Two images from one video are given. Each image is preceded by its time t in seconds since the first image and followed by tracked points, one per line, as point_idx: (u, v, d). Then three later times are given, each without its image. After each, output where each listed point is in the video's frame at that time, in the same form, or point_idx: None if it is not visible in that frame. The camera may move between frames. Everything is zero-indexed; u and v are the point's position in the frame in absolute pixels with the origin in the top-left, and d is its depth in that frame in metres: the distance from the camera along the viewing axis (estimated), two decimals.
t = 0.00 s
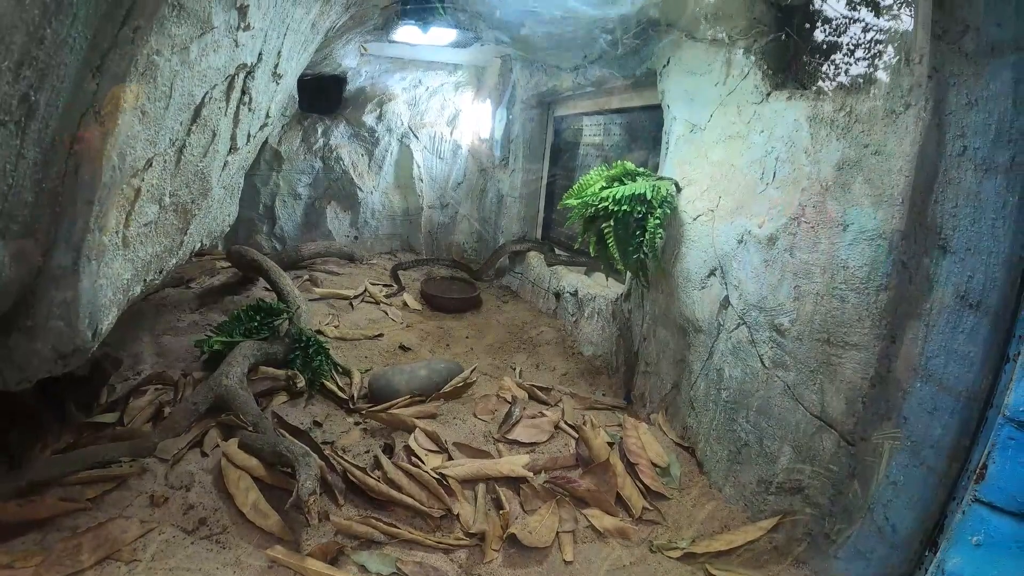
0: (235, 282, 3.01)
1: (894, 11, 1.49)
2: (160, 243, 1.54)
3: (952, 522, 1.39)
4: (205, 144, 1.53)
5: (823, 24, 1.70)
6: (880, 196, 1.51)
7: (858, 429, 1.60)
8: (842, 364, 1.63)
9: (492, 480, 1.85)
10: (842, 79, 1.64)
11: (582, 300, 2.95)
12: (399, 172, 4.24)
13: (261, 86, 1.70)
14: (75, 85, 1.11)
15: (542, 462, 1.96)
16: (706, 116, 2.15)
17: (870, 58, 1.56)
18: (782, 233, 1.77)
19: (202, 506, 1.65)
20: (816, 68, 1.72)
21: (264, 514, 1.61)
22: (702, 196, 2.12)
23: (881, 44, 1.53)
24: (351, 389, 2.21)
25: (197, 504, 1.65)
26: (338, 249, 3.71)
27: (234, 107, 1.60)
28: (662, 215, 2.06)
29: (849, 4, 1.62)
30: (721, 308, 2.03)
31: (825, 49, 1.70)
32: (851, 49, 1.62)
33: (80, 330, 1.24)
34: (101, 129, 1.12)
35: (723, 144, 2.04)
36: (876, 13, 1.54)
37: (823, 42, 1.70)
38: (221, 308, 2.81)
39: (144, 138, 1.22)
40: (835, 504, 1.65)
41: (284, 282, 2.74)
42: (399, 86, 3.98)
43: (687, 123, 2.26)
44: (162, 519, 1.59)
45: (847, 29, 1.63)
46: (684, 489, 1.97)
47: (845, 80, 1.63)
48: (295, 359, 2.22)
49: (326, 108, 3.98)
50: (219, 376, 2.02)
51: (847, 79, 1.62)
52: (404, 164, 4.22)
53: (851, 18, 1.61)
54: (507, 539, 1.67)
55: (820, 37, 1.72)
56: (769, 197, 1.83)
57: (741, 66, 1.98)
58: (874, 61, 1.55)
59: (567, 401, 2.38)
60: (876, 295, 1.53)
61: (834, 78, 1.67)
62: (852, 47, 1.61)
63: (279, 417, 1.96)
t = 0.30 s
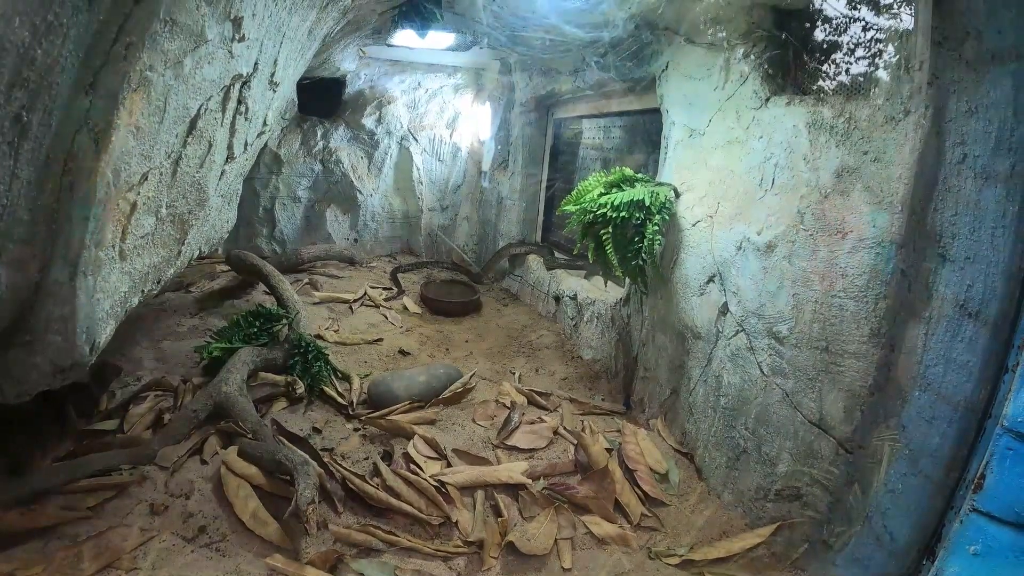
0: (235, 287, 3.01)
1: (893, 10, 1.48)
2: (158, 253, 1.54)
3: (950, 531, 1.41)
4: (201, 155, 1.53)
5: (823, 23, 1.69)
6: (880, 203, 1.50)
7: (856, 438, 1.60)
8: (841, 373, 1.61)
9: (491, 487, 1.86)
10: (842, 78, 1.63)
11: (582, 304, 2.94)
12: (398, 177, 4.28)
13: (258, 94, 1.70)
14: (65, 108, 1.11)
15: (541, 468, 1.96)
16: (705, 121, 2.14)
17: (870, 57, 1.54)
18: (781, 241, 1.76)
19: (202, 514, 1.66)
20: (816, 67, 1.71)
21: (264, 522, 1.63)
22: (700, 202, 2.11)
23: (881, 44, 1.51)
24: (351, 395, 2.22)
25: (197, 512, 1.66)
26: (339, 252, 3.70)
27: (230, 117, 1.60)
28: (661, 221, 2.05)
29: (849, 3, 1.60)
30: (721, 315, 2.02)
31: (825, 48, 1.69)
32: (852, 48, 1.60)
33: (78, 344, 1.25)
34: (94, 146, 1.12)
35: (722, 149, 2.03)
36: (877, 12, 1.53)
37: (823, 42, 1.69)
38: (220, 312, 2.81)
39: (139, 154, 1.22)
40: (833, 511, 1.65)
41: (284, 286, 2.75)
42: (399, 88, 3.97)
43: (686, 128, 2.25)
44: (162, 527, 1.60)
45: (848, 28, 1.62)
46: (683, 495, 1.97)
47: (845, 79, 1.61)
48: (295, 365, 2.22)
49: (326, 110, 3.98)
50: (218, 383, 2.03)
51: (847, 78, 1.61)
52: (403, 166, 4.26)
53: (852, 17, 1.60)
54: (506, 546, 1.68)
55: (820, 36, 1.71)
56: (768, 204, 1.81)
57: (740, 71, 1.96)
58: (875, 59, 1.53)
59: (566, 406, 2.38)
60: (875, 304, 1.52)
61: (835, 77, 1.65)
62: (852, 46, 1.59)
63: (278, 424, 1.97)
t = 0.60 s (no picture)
0: (240, 285, 2.99)
1: (894, 9, 1.51)
2: (164, 248, 1.53)
3: (963, 525, 1.39)
4: (208, 149, 1.52)
5: (825, 22, 1.72)
6: (891, 198, 1.49)
7: (867, 432, 1.60)
8: (853, 367, 1.61)
9: (500, 484, 1.84)
10: (844, 77, 1.64)
11: (588, 301, 2.94)
12: (403, 175, 4.26)
13: (266, 88, 1.69)
14: (71, 99, 1.08)
15: (550, 465, 1.95)
16: (711, 116, 2.13)
17: (872, 56, 1.56)
18: (790, 236, 1.75)
19: (208, 512, 1.65)
20: (818, 66, 1.73)
21: (271, 520, 1.61)
22: (708, 198, 2.11)
23: (883, 42, 1.53)
24: (357, 393, 2.21)
25: (203, 510, 1.65)
26: (342, 251, 3.69)
27: (238, 110, 1.59)
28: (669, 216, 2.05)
29: (851, 2, 1.63)
30: (730, 310, 2.02)
31: (828, 47, 1.70)
32: (854, 47, 1.62)
33: (84, 339, 1.25)
34: (102, 136, 1.11)
35: (730, 145, 2.03)
36: (879, 11, 1.55)
37: (825, 40, 1.72)
38: (224, 311, 2.79)
39: (147, 145, 1.21)
40: (844, 506, 1.64)
41: (288, 284, 2.74)
42: (402, 87, 3.99)
43: (693, 124, 2.24)
44: (168, 526, 1.59)
45: (850, 26, 1.64)
46: (693, 492, 1.96)
47: (847, 78, 1.63)
48: (301, 363, 2.20)
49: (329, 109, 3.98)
50: (224, 381, 2.01)
51: (849, 77, 1.63)
52: (406, 166, 4.24)
53: (853, 17, 1.63)
54: (515, 544, 1.67)
55: (823, 35, 1.73)
56: (777, 199, 1.80)
57: (747, 67, 1.96)
58: (877, 58, 1.55)
59: (573, 403, 2.37)
60: (886, 297, 1.52)
61: (837, 75, 1.67)
62: (854, 45, 1.62)
63: (284, 422, 1.96)
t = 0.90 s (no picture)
0: (245, 283, 2.97)
1: (898, 7, 1.50)
2: (176, 239, 1.51)
3: (981, 515, 1.41)
4: (221, 139, 1.50)
5: (827, 21, 1.71)
6: (906, 190, 1.49)
7: (885, 425, 1.59)
8: (868, 359, 1.60)
9: (514, 480, 1.83)
10: (847, 76, 1.66)
11: (597, 298, 2.92)
12: (408, 171, 4.26)
13: (279, 79, 1.67)
14: (89, 79, 1.06)
15: (563, 461, 1.93)
16: (724, 110, 2.13)
17: (875, 54, 1.57)
18: (805, 228, 1.74)
19: (218, 509, 1.62)
20: (821, 64, 1.73)
21: (284, 516, 1.59)
22: (722, 191, 2.11)
23: (886, 41, 1.54)
24: (366, 389, 2.19)
25: (213, 507, 1.62)
26: (347, 248, 3.68)
27: (251, 100, 1.57)
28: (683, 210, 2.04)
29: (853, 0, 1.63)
30: (744, 304, 2.01)
31: (830, 45, 1.70)
32: (856, 45, 1.63)
33: (96, 328, 1.22)
34: (119, 118, 1.08)
35: (743, 138, 2.03)
36: (881, 9, 1.55)
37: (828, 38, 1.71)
38: (229, 308, 2.77)
39: (163, 129, 1.19)
40: (860, 499, 1.64)
41: (295, 280, 2.73)
42: (407, 84, 3.95)
43: (705, 118, 2.24)
44: (178, 523, 1.57)
45: (852, 25, 1.64)
46: (707, 487, 1.95)
47: (851, 75, 1.64)
48: (309, 359, 2.20)
49: (333, 106, 3.96)
50: (232, 377, 1.99)
51: (853, 75, 1.64)
52: (412, 162, 4.23)
53: (855, 14, 1.62)
54: (531, 540, 1.65)
55: (824, 33, 1.72)
56: (792, 192, 1.80)
57: (759, 61, 1.96)
58: (879, 56, 1.56)
59: (585, 399, 2.36)
60: (902, 288, 1.51)
61: (840, 74, 1.68)
62: (857, 43, 1.62)
63: (294, 418, 1.93)
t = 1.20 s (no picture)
0: (251, 280, 2.98)
1: (899, 6, 1.50)
2: (191, 231, 1.49)
3: (998, 505, 1.31)
4: (237, 129, 1.48)
5: (829, 19, 1.72)
6: (921, 183, 1.49)
7: (901, 418, 1.58)
8: (883, 351, 1.61)
9: (528, 475, 1.82)
10: (850, 74, 1.69)
11: (606, 295, 3.00)
12: (413, 170, 4.30)
13: (293, 70, 1.65)
14: (110, 59, 1.01)
15: (577, 456, 1.93)
16: (736, 105, 2.14)
17: (876, 53, 1.60)
18: (821, 221, 1.75)
19: (231, 506, 1.60)
20: (822, 62, 1.77)
21: (299, 513, 1.56)
22: (735, 185, 2.11)
23: (888, 39, 1.55)
24: (378, 385, 2.17)
25: (226, 505, 1.60)
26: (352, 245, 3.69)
27: (267, 90, 1.55)
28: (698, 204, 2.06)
29: None
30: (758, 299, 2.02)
31: (831, 43, 1.73)
32: (858, 43, 1.65)
33: (113, 321, 1.18)
34: (139, 102, 1.04)
35: (756, 133, 2.04)
36: (883, 7, 1.55)
37: (830, 37, 1.74)
38: (235, 305, 2.75)
39: (182, 114, 1.16)
40: (876, 492, 1.64)
41: (303, 277, 2.72)
42: (412, 82, 3.98)
43: (717, 113, 2.25)
44: (190, 521, 1.54)
45: (854, 22, 1.65)
46: (722, 482, 1.95)
47: (853, 74, 1.68)
48: (320, 355, 2.20)
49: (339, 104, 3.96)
50: (243, 373, 1.98)
51: (855, 74, 1.67)
52: (417, 160, 4.27)
53: (858, 12, 1.62)
54: (549, 535, 1.64)
55: (827, 31, 1.74)
56: (807, 186, 1.81)
57: (771, 56, 1.97)
58: (881, 54, 1.58)
59: (597, 395, 2.37)
60: (918, 281, 1.51)
61: (843, 72, 1.71)
62: (859, 42, 1.64)
63: (307, 414, 1.92)
